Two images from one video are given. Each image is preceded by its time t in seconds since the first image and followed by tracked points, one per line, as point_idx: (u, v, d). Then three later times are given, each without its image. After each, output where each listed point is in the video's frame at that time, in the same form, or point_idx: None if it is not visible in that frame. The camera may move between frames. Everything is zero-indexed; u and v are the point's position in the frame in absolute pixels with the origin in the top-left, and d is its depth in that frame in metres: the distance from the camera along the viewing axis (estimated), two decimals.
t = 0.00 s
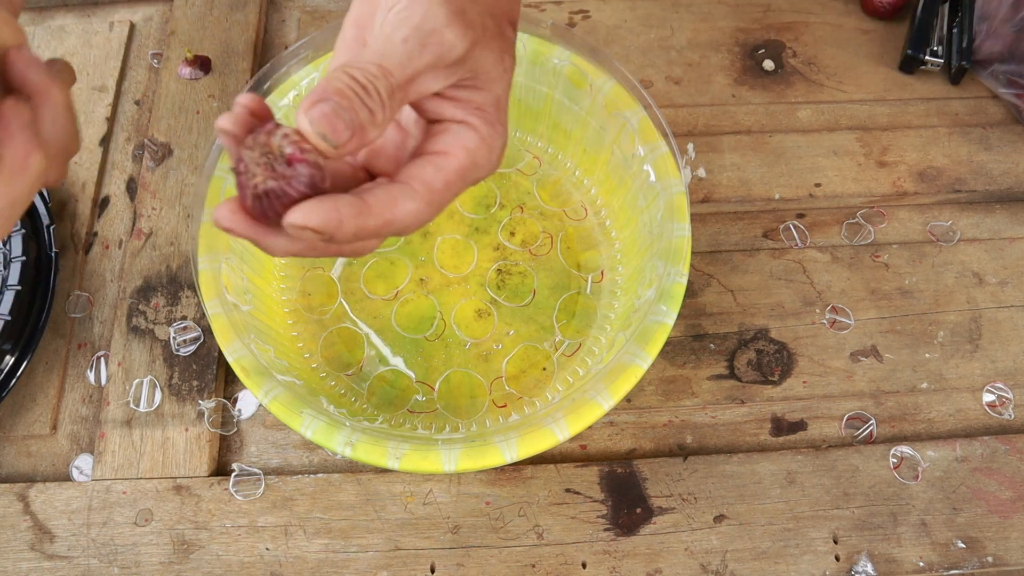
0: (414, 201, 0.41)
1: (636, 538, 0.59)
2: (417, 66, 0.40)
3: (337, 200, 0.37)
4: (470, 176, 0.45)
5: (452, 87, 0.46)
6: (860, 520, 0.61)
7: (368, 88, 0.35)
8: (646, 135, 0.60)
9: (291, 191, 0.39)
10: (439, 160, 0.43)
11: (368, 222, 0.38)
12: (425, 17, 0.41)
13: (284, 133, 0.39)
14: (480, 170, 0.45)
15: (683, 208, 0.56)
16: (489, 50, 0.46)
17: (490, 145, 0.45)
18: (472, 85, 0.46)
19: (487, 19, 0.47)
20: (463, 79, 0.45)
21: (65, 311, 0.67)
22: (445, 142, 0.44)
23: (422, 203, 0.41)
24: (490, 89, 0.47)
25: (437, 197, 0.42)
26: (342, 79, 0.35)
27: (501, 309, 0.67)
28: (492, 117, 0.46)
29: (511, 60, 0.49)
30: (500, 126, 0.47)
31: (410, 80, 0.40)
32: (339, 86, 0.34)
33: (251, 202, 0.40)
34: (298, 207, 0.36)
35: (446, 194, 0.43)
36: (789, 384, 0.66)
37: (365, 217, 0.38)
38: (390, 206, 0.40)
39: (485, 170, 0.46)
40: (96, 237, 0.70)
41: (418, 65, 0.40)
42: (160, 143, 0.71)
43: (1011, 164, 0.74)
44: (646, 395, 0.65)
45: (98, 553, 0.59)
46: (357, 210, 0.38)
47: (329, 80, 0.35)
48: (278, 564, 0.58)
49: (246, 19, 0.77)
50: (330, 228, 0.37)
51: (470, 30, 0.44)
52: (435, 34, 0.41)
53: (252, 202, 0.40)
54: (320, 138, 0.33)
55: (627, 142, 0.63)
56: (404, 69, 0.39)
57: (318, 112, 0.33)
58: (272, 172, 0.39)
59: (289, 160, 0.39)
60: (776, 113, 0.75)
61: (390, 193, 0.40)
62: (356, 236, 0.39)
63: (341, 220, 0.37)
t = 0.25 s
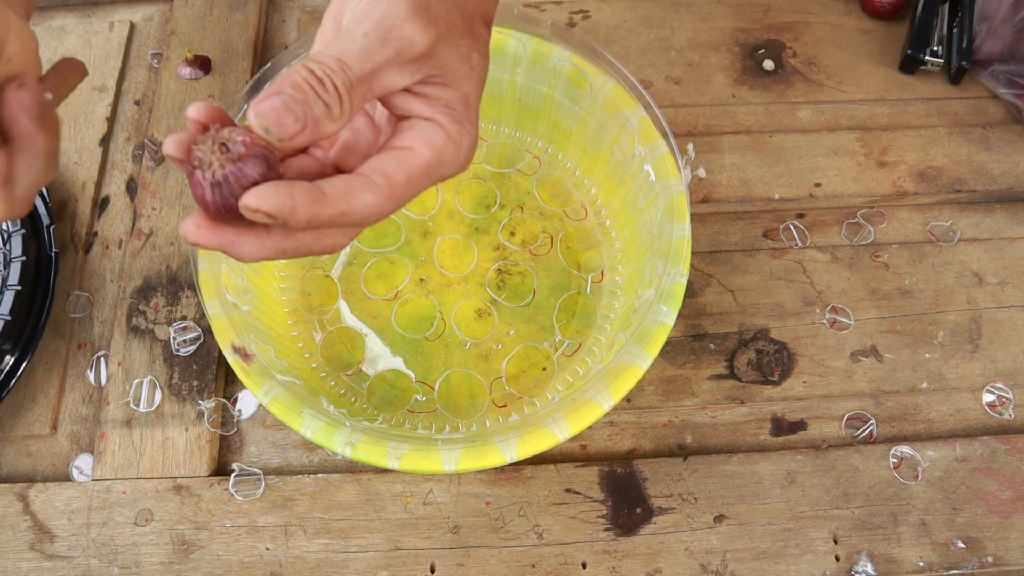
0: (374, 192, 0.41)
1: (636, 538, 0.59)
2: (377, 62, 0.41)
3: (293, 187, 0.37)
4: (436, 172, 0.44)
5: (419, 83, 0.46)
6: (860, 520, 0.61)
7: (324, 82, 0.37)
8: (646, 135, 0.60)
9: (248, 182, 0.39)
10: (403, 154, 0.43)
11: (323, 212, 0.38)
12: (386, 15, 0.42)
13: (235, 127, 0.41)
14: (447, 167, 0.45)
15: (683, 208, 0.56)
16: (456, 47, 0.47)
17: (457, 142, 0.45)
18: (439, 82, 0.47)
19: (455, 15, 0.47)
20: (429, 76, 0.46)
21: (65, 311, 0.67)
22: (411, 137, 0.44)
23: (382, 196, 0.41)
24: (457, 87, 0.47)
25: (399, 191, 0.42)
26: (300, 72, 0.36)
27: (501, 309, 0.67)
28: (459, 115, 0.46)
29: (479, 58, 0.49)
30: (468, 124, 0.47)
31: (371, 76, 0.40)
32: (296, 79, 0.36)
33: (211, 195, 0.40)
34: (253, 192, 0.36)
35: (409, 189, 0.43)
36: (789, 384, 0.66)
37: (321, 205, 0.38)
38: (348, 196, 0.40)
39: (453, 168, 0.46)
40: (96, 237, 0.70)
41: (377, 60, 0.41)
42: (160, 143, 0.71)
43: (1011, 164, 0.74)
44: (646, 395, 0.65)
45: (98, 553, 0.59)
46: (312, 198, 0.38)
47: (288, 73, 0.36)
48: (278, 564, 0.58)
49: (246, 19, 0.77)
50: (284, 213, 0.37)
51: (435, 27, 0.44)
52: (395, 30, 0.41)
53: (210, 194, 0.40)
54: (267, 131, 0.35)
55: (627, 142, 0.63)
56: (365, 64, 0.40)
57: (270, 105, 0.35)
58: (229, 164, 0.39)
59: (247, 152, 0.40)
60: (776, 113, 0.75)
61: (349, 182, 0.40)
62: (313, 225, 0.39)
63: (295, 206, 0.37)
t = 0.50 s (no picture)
0: (350, 194, 0.41)
1: (636, 538, 0.59)
2: (350, 66, 0.41)
3: (266, 183, 0.37)
4: (413, 177, 0.45)
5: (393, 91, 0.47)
6: (860, 520, 0.61)
7: (297, 82, 0.36)
8: (646, 135, 0.60)
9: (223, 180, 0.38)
10: (381, 158, 0.44)
11: (297, 209, 0.38)
12: (360, 22, 0.43)
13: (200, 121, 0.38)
14: (424, 171, 0.46)
15: (683, 208, 0.56)
16: (431, 55, 0.47)
17: (434, 147, 0.46)
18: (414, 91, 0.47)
19: (432, 24, 0.47)
20: (405, 84, 0.46)
21: (66, 311, 0.67)
22: (389, 142, 0.45)
23: (358, 197, 0.41)
24: (432, 94, 0.48)
25: (375, 193, 0.43)
26: (272, 72, 0.36)
27: (501, 309, 0.67)
28: (436, 120, 0.47)
29: (456, 65, 0.49)
30: (446, 129, 0.47)
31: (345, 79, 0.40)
32: (267, 79, 0.35)
33: (184, 195, 0.40)
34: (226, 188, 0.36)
35: (386, 192, 0.44)
36: (789, 384, 0.66)
37: (294, 203, 0.38)
38: (325, 196, 0.40)
39: (430, 173, 0.47)
40: (96, 237, 0.70)
41: (350, 65, 0.40)
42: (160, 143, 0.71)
43: (1011, 164, 0.74)
44: (646, 395, 0.65)
45: (98, 553, 0.59)
46: (286, 195, 0.38)
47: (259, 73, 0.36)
48: (278, 564, 0.58)
49: (246, 19, 0.77)
50: (257, 209, 0.37)
51: (409, 34, 0.45)
52: (367, 37, 0.42)
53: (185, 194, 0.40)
54: (238, 122, 0.34)
55: (627, 143, 0.63)
56: (338, 68, 0.40)
57: (240, 99, 0.34)
58: (200, 163, 0.38)
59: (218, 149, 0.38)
60: (776, 113, 0.75)
61: (325, 182, 0.40)
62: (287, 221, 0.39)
63: (269, 203, 0.37)
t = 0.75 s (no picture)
0: (326, 183, 0.41)
1: (636, 538, 0.59)
2: (340, 54, 0.41)
3: (242, 172, 0.37)
4: (394, 167, 0.45)
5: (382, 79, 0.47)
6: (860, 520, 0.61)
7: (288, 69, 0.37)
8: (646, 135, 0.59)
9: (200, 161, 0.37)
10: (361, 147, 0.43)
11: (271, 199, 0.38)
12: (351, 9, 0.43)
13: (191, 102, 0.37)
14: (406, 162, 0.46)
15: (683, 208, 0.56)
16: (420, 45, 0.47)
17: (417, 139, 0.46)
18: (401, 80, 0.47)
19: (424, 14, 0.48)
20: (393, 73, 0.46)
21: (65, 311, 0.67)
22: (372, 130, 0.45)
23: (334, 187, 0.41)
24: (419, 85, 0.48)
25: (352, 183, 0.42)
26: (263, 59, 0.36)
27: (501, 309, 0.67)
28: (421, 112, 0.47)
29: (445, 58, 0.50)
30: (430, 122, 0.48)
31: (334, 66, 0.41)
32: (258, 64, 0.35)
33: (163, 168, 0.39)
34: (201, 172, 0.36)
35: (364, 182, 0.43)
36: (789, 384, 0.66)
37: (269, 192, 0.38)
38: (300, 185, 0.40)
39: (412, 164, 0.47)
40: (96, 237, 0.70)
41: (340, 52, 0.41)
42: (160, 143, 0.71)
43: (1011, 164, 0.74)
44: (646, 395, 0.65)
45: (98, 553, 0.59)
46: (261, 185, 0.38)
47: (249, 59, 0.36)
48: (278, 564, 0.58)
49: (246, 19, 0.77)
50: (230, 196, 0.36)
51: (399, 23, 0.45)
52: (358, 24, 0.42)
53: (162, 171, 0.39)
54: (228, 109, 0.34)
55: (626, 142, 0.63)
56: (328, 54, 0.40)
57: (231, 85, 0.34)
58: (180, 142, 0.37)
59: (202, 131, 0.37)
60: (776, 113, 0.75)
61: (301, 172, 0.40)
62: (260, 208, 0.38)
63: (243, 190, 0.37)
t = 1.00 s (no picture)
0: (315, 176, 0.41)
1: (636, 538, 0.59)
2: (343, 38, 0.40)
3: (230, 164, 0.37)
4: (385, 155, 0.45)
5: (379, 62, 0.46)
6: (860, 520, 0.61)
7: (289, 52, 0.36)
8: (646, 135, 0.59)
9: (193, 148, 0.39)
10: (351, 136, 0.43)
11: (260, 192, 0.38)
12: None
13: (192, 90, 0.40)
14: (397, 151, 0.46)
15: (683, 208, 0.56)
16: (422, 28, 0.46)
17: (410, 127, 0.46)
18: (400, 63, 0.47)
19: None
20: (391, 55, 0.46)
21: (66, 311, 0.67)
22: (364, 117, 0.44)
23: (323, 181, 0.41)
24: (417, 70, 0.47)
25: (342, 175, 0.43)
26: (264, 41, 0.35)
27: (501, 309, 0.67)
28: (417, 99, 0.47)
29: (445, 43, 0.49)
30: (425, 109, 0.47)
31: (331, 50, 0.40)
32: (259, 47, 0.35)
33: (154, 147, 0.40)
34: (190, 160, 0.36)
35: (354, 172, 0.43)
36: (789, 385, 0.66)
37: (257, 186, 0.38)
38: (288, 177, 0.40)
39: (403, 151, 0.47)
40: (96, 237, 0.70)
41: (344, 36, 0.40)
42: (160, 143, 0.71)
43: (1011, 164, 0.74)
44: (646, 395, 0.65)
45: (98, 553, 0.59)
46: (249, 178, 0.38)
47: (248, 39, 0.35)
48: (278, 564, 0.58)
49: (246, 19, 0.77)
50: (218, 186, 0.37)
51: (404, 7, 0.43)
52: (364, 6, 0.41)
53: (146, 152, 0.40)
54: (227, 96, 0.34)
55: (626, 142, 0.63)
56: (327, 39, 0.39)
57: (231, 72, 0.34)
58: (178, 130, 0.39)
59: (200, 119, 0.39)
60: (776, 113, 0.75)
61: (290, 166, 0.40)
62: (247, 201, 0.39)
63: (231, 182, 0.37)
